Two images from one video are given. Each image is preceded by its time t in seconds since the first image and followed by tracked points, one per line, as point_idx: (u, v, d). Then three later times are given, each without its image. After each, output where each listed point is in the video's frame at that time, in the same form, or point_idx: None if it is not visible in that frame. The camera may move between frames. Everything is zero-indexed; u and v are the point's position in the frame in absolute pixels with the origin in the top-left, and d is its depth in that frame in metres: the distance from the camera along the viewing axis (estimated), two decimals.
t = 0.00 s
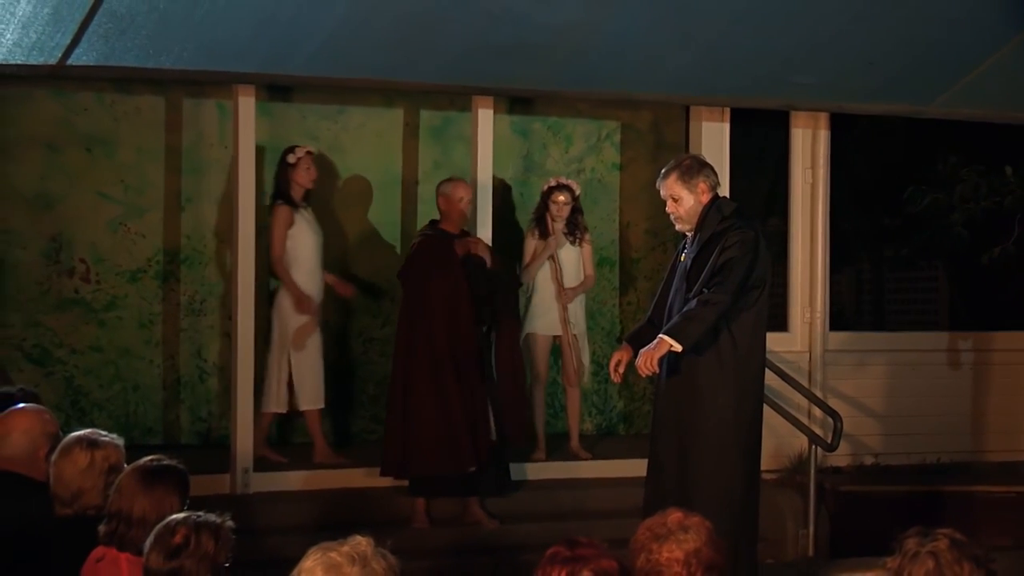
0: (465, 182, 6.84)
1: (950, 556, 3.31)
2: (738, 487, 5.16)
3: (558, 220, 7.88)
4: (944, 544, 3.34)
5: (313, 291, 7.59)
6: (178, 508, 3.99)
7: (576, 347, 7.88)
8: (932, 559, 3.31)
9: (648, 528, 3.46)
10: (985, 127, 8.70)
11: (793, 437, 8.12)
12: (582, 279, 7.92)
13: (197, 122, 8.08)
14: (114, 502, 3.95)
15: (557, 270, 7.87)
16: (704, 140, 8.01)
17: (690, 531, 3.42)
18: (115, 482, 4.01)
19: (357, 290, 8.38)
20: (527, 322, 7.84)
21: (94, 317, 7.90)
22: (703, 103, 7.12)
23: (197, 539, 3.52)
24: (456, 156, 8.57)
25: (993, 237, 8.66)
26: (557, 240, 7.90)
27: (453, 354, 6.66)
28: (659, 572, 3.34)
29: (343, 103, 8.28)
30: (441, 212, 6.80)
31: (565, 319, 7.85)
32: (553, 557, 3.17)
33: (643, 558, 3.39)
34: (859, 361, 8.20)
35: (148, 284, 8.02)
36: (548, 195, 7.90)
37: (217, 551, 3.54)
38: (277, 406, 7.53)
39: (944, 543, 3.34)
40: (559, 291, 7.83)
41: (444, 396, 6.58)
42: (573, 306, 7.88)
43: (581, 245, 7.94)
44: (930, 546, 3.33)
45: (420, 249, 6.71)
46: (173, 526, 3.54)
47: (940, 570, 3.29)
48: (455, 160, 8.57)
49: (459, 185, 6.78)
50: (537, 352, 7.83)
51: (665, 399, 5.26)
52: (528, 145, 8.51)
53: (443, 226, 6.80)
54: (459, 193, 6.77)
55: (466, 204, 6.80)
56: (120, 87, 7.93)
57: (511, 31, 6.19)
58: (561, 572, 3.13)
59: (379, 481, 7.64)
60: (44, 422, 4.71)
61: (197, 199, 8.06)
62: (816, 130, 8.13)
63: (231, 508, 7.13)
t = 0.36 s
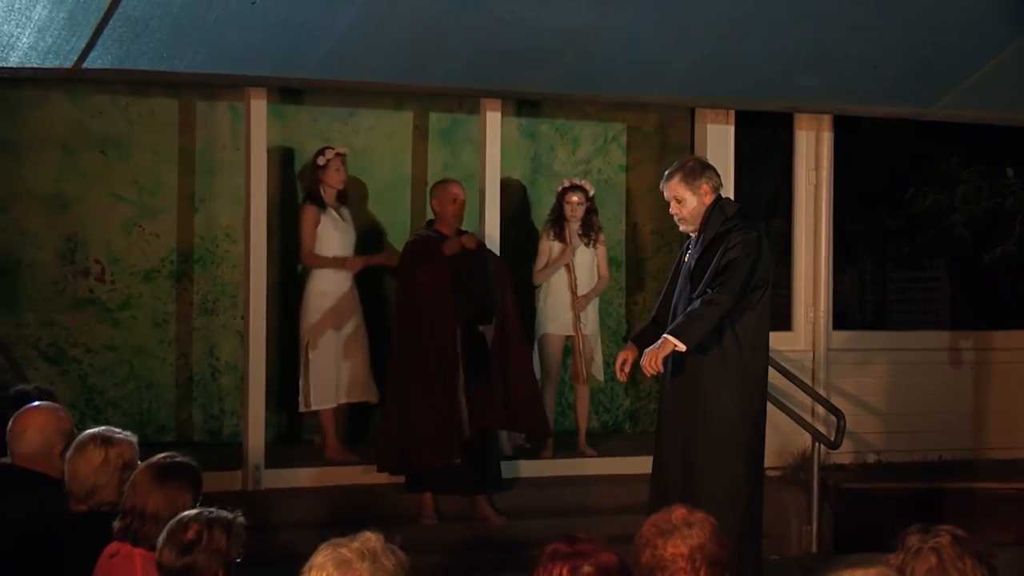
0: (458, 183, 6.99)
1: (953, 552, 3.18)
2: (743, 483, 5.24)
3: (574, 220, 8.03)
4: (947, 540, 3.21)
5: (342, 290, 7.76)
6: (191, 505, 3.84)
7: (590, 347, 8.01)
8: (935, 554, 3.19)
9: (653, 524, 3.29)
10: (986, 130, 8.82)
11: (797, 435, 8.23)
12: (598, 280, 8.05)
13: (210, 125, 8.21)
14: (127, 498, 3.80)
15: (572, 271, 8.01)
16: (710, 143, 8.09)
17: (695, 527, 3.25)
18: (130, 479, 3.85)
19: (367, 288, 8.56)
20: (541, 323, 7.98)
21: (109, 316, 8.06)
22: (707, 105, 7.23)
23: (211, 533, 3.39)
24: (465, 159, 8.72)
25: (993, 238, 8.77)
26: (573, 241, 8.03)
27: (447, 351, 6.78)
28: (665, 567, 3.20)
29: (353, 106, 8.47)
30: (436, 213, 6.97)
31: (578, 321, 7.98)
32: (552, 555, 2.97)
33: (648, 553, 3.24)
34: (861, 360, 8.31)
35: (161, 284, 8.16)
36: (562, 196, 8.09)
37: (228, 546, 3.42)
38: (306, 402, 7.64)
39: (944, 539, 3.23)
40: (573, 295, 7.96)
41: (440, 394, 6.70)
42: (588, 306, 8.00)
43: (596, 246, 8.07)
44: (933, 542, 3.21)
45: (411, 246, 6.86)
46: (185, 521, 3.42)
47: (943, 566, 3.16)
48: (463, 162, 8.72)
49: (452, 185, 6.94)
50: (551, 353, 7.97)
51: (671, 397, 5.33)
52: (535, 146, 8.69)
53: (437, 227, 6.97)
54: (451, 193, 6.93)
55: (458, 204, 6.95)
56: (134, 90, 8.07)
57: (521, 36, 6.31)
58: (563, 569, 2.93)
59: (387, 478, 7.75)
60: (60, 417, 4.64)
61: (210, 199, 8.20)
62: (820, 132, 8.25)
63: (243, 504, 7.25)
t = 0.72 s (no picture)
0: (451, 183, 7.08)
1: (950, 547, 3.20)
2: (742, 480, 5.29)
3: (583, 221, 8.11)
4: (945, 536, 3.23)
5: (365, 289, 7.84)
6: (197, 501, 3.85)
7: (600, 347, 8.14)
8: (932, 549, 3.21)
9: (652, 519, 3.29)
10: (980, 131, 8.95)
11: (795, 432, 8.34)
12: (608, 280, 8.16)
13: (216, 127, 8.33)
14: (135, 494, 3.82)
15: (582, 273, 8.13)
16: (708, 145, 8.22)
17: (694, 521, 3.27)
18: (137, 475, 3.87)
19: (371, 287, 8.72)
20: (550, 323, 8.14)
21: (117, 315, 8.18)
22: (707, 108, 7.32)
23: (208, 528, 3.29)
24: (467, 160, 8.85)
25: (987, 236, 8.91)
26: (583, 242, 8.14)
27: (433, 351, 6.91)
28: (665, 562, 3.17)
29: (357, 108, 8.61)
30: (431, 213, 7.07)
31: (586, 322, 8.10)
32: (548, 550, 2.97)
33: (648, 548, 3.23)
34: (856, 359, 8.42)
35: (168, 284, 8.28)
36: (570, 198, 8.15)
37: (228, 539, 3.32)
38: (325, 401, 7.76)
39: (942, 534, 3.24)
40: (581, 299, 8.09)
41: (425, 393, 6.86)
42: (598, 307, 8.11)
43: (606, 247, 8.18)
44: (931, 538, 3.23)
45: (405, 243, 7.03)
46: (182, 520, 3.30)
47: (942, 561, 3.17)
48: (465, 164, 8.84)
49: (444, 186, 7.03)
50: (560, 353, 8.10)
51: (669, 396, 5.39)
52: (536, 148, 8.80)
53: (432, 227, 7.08)
54: (444, 194, 7.02)
55: (451, 205, 7.04)
56: (141, 92, 8.19)
57: (521, 39, 6.40)
58: (560, 565, 2.94)
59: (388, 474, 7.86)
60: (68, 415, 4.69)
61: (216, 200, 8.34)
62: (817, 134, 8.36)
63: (248, 499, 7.35)
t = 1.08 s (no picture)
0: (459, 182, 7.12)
1: (946, 545, 3.28)
2: (741, 476, 5.41)
3: (588, 222, 8.24)
4: (941, 533, 3.30)
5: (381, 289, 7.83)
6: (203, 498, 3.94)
7: (600, 348, 8.20)
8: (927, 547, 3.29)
9: (654, 516, 3.39)
10: (974, 133, 9.09)
11: (791, 430, 8.47)
12: (612, 279, 8.28)
13: (223, 129, 8.48)
14: (141, 492, 3.93)
15: (586, 272, 8.25)
16: (708, 147, 8.30)
17: (697, 518, 3.37)
18: (144, 474, 3.97)
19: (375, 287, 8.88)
20: (555, 321, 8.26)
21: (124, 315, 8.33)
22: (705, 112, 7.44)
23: (205, 527, 3.32)
24: (470, 162, 8.97)
25: (981, 240, 9.07)
26: (588, 242, 8.27)
27: (437, 342, 7.01)
28: (667, 560, 3.29)
29: (360, 111, 8.74)
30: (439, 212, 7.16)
31: (588, 321, 8.19)
32: (546, 548, 3.04)
33: (651, 545, 3.34)
34: (852, 358, 8.53)
35: (175, 284, 8.43)
36: (574, 199, 8.30)
37: (227, 535, 3.35)
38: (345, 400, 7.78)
39: (938, 532, 3.31)
40: (585, 297, 8.20)
41: (434, 384, 6.95)
42: (603, 304, 8.22)
43: (610, 247, 8.31)
44: (926, 535, 3.31)
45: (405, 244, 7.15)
46: (179, 522, 3.34)
47: (938, 558, 3.25)
48: (468, 166, 8.96)
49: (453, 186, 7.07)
50: (566, 350, 8.20)
51: (668, 394, 5.50)
52: (537, 151, 8.91)
53: (441, 228, 7.20)
54: (453, 195, 7.08)
55: (460, 204, 7.10)
56: (150, 96, 8.34)
57: (524, 47, 6.48)
58: (558, 562, 3.00)
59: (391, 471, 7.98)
60: (74, 414, 4.74)
61: (222, 201, 8.52)
62: (814, 137, 8.47)
63: (253, 495, 7.48)
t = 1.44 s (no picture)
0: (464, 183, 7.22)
1: (940, 540, 3.34)
2: (737, 473, 5.52)
3: (587, 222, 8.32)
4: (934, 530, 3.36)
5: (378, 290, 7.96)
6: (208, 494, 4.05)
7: (598, 347, 8.31)
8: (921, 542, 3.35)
9: (653, 512, 3.50)
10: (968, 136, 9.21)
11: (787, 428, 8.59)
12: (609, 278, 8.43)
13: (226, 131, 8.62)
14: (146, 489, 4.03)
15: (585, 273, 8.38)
16: (705, 149, 8.42)
17: (695, 514, 3.48)
18: (149, 471, 4.08)
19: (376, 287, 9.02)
20: (553, 320, 8.39)
21: (129, 315, 8.45)
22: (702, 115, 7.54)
23: (207, 524, 3.43)
24: (470, 165, 9.08)
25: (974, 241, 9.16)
26: (587, 242, 8.38)
27: (417, 334, 7.13)
28: (666, 555, 3.41)
29: (362, 114, 8.86)
30: (445, 214, 7.30)
31: (587, 321, 8.33)
32: (540, 546, 3.16)
33: (649, 541, 3.45)
34: (847, 357, 8.66)
35: (179, 285, 8.56)
36: (574, 198, 8.36)
37: (229, 530, 3.47)
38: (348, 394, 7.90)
39: (932, 529, 3.37)
40: (584, 296, 8.33)
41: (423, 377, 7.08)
42: (601, 303, 8.34)
43: (608, 248, 8.42)
44: (921, 532, 3.37)
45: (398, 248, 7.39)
46: (182, 520, 3.46)
47: (930, 554, 3.30)
48: (468, 168, 9.08)
49: (459, 189, 7.19)
50: (564, 350, 8.35)
51: (665, 393, 5.62)
52: (536, 153, 9.05)
53: (448, 230, 7.32)
54: (459, 197, 7.20)
55: (467, 206, 7.23)
56: (154, 99, 8.45)
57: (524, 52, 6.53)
58: (552, 558, 3.12)
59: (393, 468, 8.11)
60: (80, 413, 4.86)
61: (225, 203, 8.65)
62: (809, 139, 8.60)
63: (256, 492, 7.59)
